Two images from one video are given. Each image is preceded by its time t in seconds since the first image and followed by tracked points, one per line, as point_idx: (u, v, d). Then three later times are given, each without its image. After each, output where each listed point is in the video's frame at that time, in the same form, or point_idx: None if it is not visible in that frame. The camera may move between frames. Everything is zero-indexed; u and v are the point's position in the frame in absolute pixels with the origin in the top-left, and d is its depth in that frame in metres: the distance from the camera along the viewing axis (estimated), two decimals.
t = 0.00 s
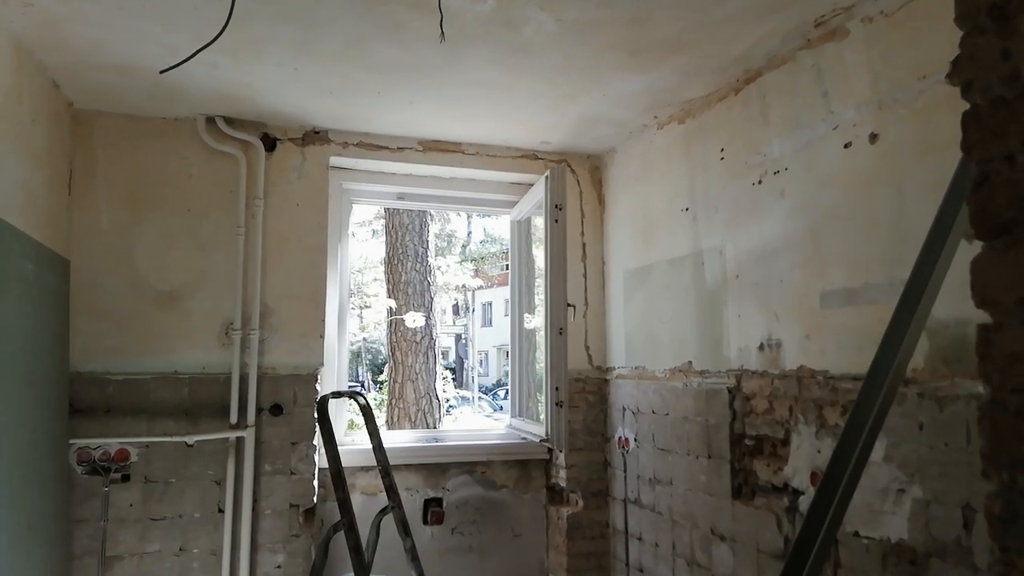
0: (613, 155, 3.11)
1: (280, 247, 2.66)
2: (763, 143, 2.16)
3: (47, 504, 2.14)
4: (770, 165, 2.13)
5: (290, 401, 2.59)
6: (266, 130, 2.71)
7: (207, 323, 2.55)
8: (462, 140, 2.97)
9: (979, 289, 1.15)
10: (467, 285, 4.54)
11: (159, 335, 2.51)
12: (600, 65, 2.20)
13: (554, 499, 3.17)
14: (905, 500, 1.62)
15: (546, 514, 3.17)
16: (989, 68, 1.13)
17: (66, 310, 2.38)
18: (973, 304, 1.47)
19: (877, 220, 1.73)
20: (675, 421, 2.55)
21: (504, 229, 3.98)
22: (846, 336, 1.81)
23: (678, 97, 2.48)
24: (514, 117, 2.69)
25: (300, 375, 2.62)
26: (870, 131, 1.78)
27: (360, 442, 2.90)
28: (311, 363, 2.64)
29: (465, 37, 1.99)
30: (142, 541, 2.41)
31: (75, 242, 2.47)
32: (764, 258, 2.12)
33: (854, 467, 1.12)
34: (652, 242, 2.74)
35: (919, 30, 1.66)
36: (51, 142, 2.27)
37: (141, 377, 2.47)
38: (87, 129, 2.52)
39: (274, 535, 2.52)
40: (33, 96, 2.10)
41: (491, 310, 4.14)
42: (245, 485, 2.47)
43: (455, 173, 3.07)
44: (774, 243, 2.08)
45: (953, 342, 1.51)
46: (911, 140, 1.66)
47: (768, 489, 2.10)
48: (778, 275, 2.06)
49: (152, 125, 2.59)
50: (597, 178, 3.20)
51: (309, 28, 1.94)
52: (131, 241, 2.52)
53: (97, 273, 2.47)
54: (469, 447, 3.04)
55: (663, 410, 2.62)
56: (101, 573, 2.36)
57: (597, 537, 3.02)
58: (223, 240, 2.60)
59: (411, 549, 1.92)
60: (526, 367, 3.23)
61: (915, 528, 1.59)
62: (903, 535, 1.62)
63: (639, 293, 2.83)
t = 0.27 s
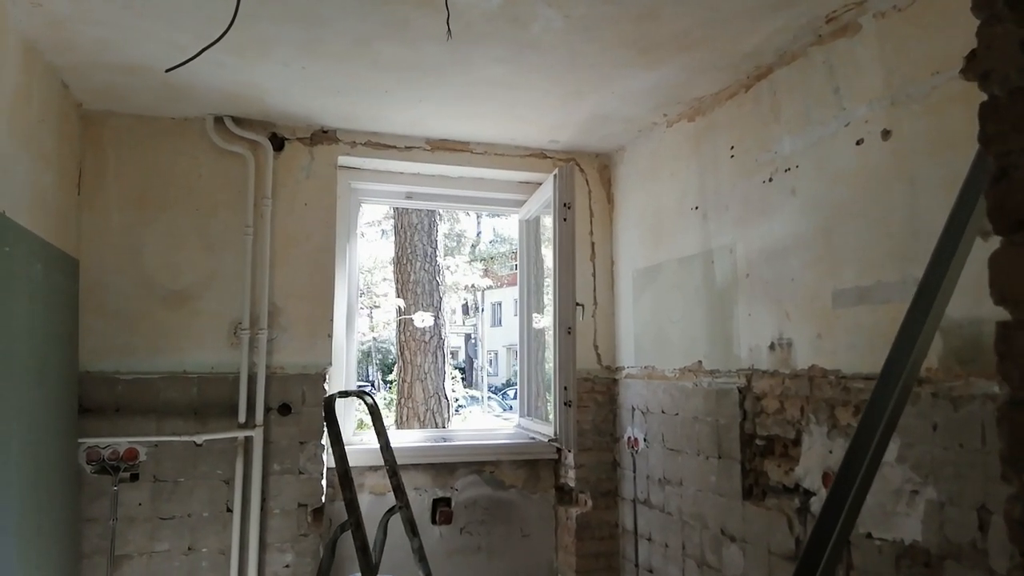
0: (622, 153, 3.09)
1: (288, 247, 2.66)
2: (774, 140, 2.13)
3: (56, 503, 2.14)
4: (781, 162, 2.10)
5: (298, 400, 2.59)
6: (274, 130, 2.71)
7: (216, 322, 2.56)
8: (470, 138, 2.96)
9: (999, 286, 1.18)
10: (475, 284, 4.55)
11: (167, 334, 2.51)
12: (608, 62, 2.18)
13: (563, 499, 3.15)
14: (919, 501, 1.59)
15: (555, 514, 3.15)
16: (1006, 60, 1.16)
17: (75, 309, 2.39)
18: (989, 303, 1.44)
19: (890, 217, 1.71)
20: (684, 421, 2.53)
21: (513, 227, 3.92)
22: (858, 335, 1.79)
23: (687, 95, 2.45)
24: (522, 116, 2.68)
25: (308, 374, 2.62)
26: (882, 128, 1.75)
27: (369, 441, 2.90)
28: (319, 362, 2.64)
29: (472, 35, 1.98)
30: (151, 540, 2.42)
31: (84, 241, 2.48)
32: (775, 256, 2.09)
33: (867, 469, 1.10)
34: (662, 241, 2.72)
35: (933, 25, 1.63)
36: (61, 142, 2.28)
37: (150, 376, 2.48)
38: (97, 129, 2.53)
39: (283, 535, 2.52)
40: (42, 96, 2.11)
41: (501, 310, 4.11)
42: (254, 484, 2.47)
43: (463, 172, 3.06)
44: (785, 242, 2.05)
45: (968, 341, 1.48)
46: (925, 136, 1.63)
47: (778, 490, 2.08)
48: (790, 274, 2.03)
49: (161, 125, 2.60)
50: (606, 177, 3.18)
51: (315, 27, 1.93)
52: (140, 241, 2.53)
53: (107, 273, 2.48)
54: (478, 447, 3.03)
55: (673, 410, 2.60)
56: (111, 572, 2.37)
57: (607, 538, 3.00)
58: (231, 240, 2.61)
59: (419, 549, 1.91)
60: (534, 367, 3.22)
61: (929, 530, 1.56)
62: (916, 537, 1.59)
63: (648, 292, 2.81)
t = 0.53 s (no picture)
0: (627, 149, 3.06)
1: (290, 244, 2.64)
2: (783, 134, 2.10)
3: (56, 501, 2.12)
4: (789, 156, 2.07)
5: (300, 398, 2.57)
6: (276, 125, 2.69)
7: (217, 320, 2.54)
8: (473, 134, 2.94)
9: None
10: (478, 283, 4.50)
11: (169, 331, 2.49)
12: (614, 56, 2.15)
13: (568, 498, 3.13)
14: (931, 500, 1.56)
15: (559, 513, 3.13)
16: None
17: (76, 306, 2.37)
18: (1004, 298, 1.41)
19: (901, 211, 1.67)
20: (691, 419, 2.50)
21: (514, 227, 3.86)
22: (868, 331, 1.75)
23: (693, 89, 2.42)
24: (526, 111, 2.65)
25: (310, 372, 2.59)
26: (893, 120, 1.72)
27: (371, 439, 2.88)
28: (322, 360, 2.61)
29: (476, 27, 1.95)
30: (151, 540, 2.40)
31: (86, 238, 2.46)
32: (783, 252, 2.06)
33: (881, 470, 1.08)
34: (667, 238, 2.69)
35: (946, 15, 1.60)
36: (61, 137, 2.26)
37: (152, 374, 2.46)
38: (98, 124, 2.51)
39: (285, 534, 2.50)
40: (41, 90, 2.09)
41: (503, 310, 4.07)
42: (256, 483, 2.45)
43: (467, 168, 3.03)
44: (793, 237, 2.02)
45: (982, 337, 1.45)
46: (937, 128, 1.60)
47: (786, 489, 2.04)
48: (798, 269, 2.00)
49: (163, 121, 2.58)
50: (611, 173, 3.15)
51: (317, 20, 1.91)
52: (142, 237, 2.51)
53: (108, 269, 2.46)
54: (482, 445, 3.00)
55: (679, 408, 2.57)
56: (111, 570, 2.35)
57: (611, 537, 2.97)
58: (233, 237, 2.59)
59: (421, 548, 1.89)
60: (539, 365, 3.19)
61: (941, 529, 1.53)
62: (928, 536, 1.56)
63: (654, 288, 2.78)
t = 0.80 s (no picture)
0: (632, 144, 3.02)
1: (291, 239, 2.60)
2: (793, 127, 2.06)
3: (53, 501, 2.08)
4: (800, 149, 2.03)
5: (301, 396, 2.53)
6: (276, 119, 2.65)
7: (217, 316, 2.50)
8: (477, 128, 2.90)
9: None
10: (478, 281, 4.42)
11: (167, 328, 2.45)
12: (622, 47, 2.11)
13: (572, 498, 3.09)
14: (949, 499, 1.52)
15: (564, 513, 3.09)
16: None
17: (73, 303, 2.33)
18: None
19: (917, 204, 1.63)
20: (698, 418, 2.46)
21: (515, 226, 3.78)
22: (883, 327, 1.71)
23: (701, 82, 2.38)
24: (531, 104, 2.61)
25: (311, 370, 2.55)
26: (908, 111, 1.68)
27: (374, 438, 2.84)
28: (323, 357, 2.57)
29: (481, 16, 1.91)
30: (151, 540, 2.36)
31: (83, 233, 2.42)
32: (794, 246, 2.02)
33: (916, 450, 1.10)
34: (674, 233, 2.65)
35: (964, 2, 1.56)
36: (57, 130, 2.22)
37: (150, 371, 2.41)
38: (95, 117, 2.47)
39: (286, 534, 2.46)
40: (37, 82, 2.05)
41: (504, 309, 4.00)
42: (256, 482, 2.41)
43: (470, 163, 2.99)
44: (804, 231, 1.98)
45: (1003, 332, 1.41)
46: (955, 118, 1.56)
47: (798, 488, 2.00)
48: (809, 264, 1.96)
49: (161, 114, 2.53)
50: (616, 168, 3.11)
51: (319, 9, 1.86)
52: (140, 232, 2.46)
53: (105, 265, 2.42)
54: (485, 444, 2.96)
55: (686, 406, 2.53)
56: (109, 571, 2.31)
57: (617, 537, 2.93)
58: (233, 232, 2.55)
59: (426, 548, 1.86)
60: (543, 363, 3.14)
61: (960, 529, 1.49)
62: (946, 537, 1.52)
63: (660, 285, 2.74)
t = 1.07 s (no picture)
0: (644, 133, 2.97)
1: (298, 228, 2.56)
2: (813, 111, 2.02)
3: (58, 492, 2.05)
4: (820, 134, 1.98)
5: (309, 387, 2.49)
6: (284, 107, 2.61)
7: (224, 306, 2.46)
8: (486, 117, 2.86)
9: None
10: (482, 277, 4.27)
11: (173, 317, 2.41)
12: (637, 31, 2.07)
13: (582, 491, 3.05)
14: (978, 488, 1.48)
15: (574, 506, 3.05)
16: None
17: (79, 292, 2.29)
18: None
19: (944, 187, 1.59)
20: (713, 409, 2.42)
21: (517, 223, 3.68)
22: (908, 314, 1.67)
23: (716, 68, 2.34)
24: (542, 92, 2.57)
25: (319, 360, 2.52)
26: (934, 93, 1.63)
27: (383, 431, 2.80)
28: (331, 348, 2.54)
29: None
30: (157, 532, 2.32)
31: (88, 222, 2.38)
32: (815, 233, 1.97)
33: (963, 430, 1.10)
34: (688, 223, 2.61)
35: None
36: (63, 116, 2.18)
37: (156, 361, 2.38)
38: (100, 104, 2.43)
39: (294, 526, 2.42)
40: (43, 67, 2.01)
41: (506, 308, 3.89)
42: (264, 473, 2.37)
43: (479, 152, 2.95)
44: (824, 217, 1.94)
45: None
46: (984, 98, 1.52)
47: (818, 479, 1.96)
48: (830, 251, 1.92)
49: (167, 101, 2.49)
50: (627, 158, 3.07)
51: None
52: (147, 221, 2.43)
53: (111, 254, 2.38)
54: (494, 437, 2.92)
55: (700, 398, 2.49)
56: (116, 563, 2.28)
57: (628, 531, 2.90)
58: (240, 221, 2.51)
59: (439, 539, 1.85)
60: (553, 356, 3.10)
61: (989, 519, 1.45)
62: (975, 527, 1.48)
63: (674, 275, 2.70)
